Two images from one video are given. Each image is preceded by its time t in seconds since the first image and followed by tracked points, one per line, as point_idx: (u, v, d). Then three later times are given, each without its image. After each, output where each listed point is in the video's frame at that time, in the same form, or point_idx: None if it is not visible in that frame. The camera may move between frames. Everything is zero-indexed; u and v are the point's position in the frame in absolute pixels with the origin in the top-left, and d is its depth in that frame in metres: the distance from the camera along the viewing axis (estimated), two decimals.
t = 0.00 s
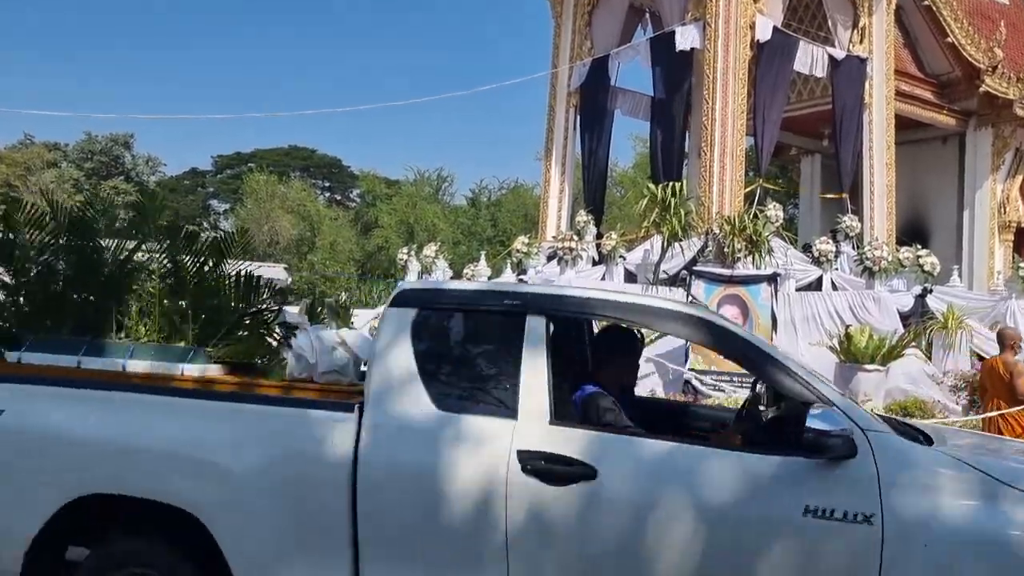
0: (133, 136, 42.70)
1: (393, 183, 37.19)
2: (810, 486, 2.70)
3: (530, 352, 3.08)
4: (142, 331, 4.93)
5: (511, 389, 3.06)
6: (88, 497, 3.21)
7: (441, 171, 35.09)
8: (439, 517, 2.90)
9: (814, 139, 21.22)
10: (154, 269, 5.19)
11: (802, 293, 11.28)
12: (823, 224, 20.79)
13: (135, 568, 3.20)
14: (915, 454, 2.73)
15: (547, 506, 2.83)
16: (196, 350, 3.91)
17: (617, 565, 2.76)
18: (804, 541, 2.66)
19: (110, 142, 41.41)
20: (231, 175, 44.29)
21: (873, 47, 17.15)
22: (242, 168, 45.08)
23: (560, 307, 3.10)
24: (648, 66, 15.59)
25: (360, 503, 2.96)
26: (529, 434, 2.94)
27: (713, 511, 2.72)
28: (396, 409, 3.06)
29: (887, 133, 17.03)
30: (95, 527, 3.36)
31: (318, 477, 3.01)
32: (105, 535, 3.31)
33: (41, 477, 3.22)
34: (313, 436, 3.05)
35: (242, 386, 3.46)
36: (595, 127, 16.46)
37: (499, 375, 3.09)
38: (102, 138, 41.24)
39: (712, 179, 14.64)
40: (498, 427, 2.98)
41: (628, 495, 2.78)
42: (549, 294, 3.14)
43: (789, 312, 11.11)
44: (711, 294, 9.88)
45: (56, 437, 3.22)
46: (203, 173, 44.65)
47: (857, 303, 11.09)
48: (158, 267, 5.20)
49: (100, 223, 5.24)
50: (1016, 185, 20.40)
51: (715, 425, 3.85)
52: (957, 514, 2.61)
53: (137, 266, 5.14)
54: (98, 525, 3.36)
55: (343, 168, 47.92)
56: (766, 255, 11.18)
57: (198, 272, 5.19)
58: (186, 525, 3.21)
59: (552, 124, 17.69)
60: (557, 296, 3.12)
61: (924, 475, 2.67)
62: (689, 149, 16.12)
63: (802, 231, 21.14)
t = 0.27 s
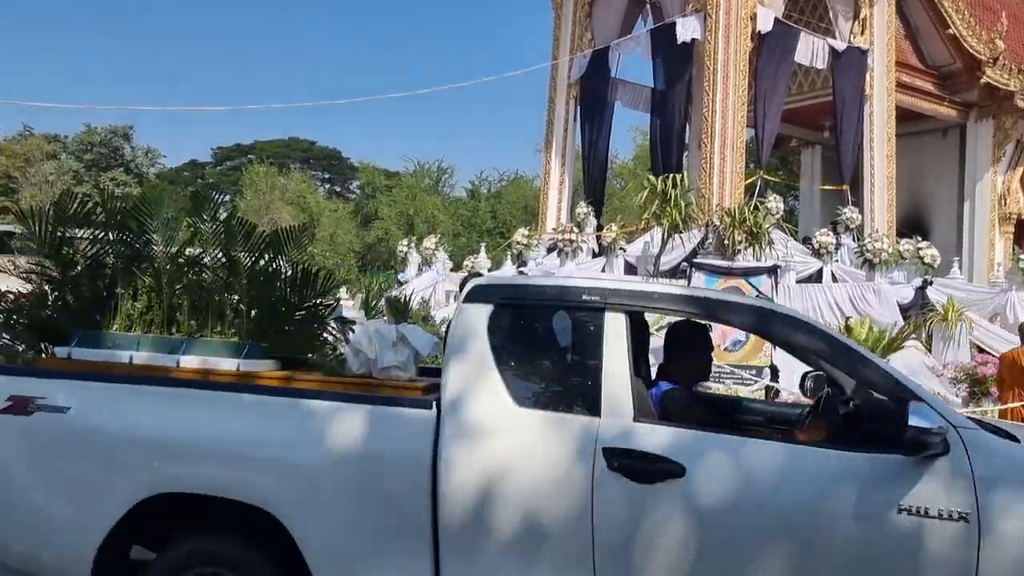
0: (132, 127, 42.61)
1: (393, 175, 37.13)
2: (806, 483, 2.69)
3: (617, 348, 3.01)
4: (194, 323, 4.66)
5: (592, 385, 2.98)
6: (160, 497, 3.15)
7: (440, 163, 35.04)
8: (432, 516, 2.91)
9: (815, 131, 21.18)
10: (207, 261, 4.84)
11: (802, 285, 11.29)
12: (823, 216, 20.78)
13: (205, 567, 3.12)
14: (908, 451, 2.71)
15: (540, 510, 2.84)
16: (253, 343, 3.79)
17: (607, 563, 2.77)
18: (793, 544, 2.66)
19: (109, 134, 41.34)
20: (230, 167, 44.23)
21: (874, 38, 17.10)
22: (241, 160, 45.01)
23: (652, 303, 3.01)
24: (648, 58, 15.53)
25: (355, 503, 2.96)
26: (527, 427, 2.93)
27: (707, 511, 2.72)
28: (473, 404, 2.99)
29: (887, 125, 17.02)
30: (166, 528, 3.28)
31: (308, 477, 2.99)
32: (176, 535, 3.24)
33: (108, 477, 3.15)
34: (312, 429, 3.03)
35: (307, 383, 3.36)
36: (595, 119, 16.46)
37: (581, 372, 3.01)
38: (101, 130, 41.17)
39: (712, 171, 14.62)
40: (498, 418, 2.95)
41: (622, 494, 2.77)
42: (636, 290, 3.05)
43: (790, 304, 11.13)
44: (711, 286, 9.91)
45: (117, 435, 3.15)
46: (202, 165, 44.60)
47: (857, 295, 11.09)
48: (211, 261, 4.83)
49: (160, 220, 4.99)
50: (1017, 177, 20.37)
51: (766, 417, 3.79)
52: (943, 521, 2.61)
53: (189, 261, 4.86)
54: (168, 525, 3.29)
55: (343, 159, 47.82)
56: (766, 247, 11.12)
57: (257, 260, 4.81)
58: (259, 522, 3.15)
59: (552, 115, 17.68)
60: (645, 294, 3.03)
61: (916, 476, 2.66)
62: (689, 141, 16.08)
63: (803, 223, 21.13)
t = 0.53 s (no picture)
0: (132, 122, 42.58)
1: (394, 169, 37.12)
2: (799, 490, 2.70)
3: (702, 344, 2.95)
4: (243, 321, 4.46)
5: (679, 385, 2.92)
6: (232, 498, 3.13)
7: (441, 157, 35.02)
8: (429, 520, 2.93)
9: (817, 125, 21.15)
10: (260, 263, 4.56)
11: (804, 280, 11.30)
12: (824, 211, 20.80)
13: (285, 568, 3.14)
14: (901, 457, 2.73)
15: (534, 515, 2.87)
16: (309, 342, 3.69)
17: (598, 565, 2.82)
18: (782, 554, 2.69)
19: (109, 128, 41.33)
20: (230, 162, 44.25)
21: (875, 32, 17.03)
22: (242, 154, 45.00)
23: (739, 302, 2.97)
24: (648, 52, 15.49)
25: (398, 505, 2.95)
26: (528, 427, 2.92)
27: (700, 516, 2.74)
28: (547, 403, 2.94)
29: (889, 119, 17.01)
30: (240, 528, 3.30)
31: (308, 481, 3.01)
32: (250, 535, 3.24)
33: (180, 476, 3.14)
34: (314, 429, 3.03)
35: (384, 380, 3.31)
36: (596, 113, 16.43)
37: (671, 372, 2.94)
38: (101, 124, 41.16)
39: (714, 166, 14.60)
40: (497, 418, 2.95)
41: (617, 498, 2.80)
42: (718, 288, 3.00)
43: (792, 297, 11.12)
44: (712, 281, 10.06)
45: (180, 435, 3.15)
46: (203, 159, 44.62)
47: (858, 288, 11.11)
48: (268, 259, 4.57)
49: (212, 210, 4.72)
50: (1019, 171, 20.31)
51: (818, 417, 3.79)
52: (925, 525, 2.65)
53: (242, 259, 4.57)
54: (241, 525, 3.30)
55: (343, 154, 47.77)
56: (767, 242, 11.11)
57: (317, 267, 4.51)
58: (342, 522, 3.14)
59: (552, 110, 17.68)
60: (728, 292, 2.99)
61: (907, 485, 2.68)
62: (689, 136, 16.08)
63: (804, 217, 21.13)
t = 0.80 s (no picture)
0: (132, 115, 42.55)
1: (394, 162, 37.11)
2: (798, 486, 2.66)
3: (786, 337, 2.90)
4: (297, 318, 4.34)
5: (767, 384, 2.84)
6: (309, 498, 2.95)
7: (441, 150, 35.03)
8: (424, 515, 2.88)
9: (819, 118, 21.09)
10: (318, 263, 4.45)
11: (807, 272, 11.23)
12: (826, 204, 20.76)
13: (361, 568, 2.95)
14: (899, 451, 2.67)
15: (528, 514, 2.81)
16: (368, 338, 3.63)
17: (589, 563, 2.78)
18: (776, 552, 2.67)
19: (109, 122, 41.33)
20: (231, 156, 44.29)
21: (877, 23, 16.95)
22: (242, 148, 45.01)
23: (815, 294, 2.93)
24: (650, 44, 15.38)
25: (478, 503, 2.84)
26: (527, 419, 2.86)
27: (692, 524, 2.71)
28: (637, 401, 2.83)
29: (891, 111, 17.00)
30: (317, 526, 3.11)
31: (330, 478, 2.89)
32: (326, 535, 3.06)
33: (247, 473, 2.97)
34: (308, 422, 2.93)
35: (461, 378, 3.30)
36: (597, 106, 16.38)
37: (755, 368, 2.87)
38: (101, 118, 41.12)
39: (715, 158, 14.57)
40: (495, 410, 2.88)
41: (613, 497, 2.76)
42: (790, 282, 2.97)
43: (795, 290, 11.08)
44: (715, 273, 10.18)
45: (245, 432, 2.97)
46: (204, 153, 44.65)
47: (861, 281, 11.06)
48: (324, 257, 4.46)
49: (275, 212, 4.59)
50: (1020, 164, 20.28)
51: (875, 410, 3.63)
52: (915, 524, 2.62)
53: (301, 258, 4.46)
54: (318, 524, 3.11)
55: (344, 148, 47.78)
56: (768, 235, 11.10)
57: (375, 261, 4.48)
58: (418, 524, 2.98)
59: (553, 103, 17.67)
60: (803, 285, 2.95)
61: (904, 480, 2.64)
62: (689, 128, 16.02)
63: (805, 211, 21.05)
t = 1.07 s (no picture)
0: (131, 112, 42.52)
1: (394, 157, 37.09)
2: (793, 485, 2.72)
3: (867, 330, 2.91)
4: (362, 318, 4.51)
5: (857, 377, 2.86)
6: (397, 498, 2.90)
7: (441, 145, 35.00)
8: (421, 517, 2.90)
9: (820, 109, 21.06)
10: (381, 264, 4.57)
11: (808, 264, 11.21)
12: (827, 196, 20.77)
13: (451, 569, 2.94)
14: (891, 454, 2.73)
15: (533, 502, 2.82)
16: (429, 334, 3.60)
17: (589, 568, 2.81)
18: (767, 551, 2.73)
19: (108, 118, 41.25)
20: (230, 151, 44.28)
21: (878, 14, 16.88)
22: (242, 144, 44.99)
23: (890, 287, 2.94)
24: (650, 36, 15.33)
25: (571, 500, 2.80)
26: (527, 414, 2.86)
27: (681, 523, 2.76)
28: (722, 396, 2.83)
29: (891, 102, 16.98)
30: (392, 530, 3.08)
31: (420, 478, 2.85)
32: (404, 536, 3.02)
33: (332, 473, 2.91)
34: (306, 423, 2.94)
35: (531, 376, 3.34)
36: (597, 99, 16.34)
37: (843, 362, 2.89)
38: (100, 115, 41.05)
39: (716, 151, 14.55)
40: (497, 405, 2.88)
41: (610, 495, 2.78)
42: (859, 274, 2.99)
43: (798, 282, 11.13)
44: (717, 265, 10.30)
45: (329, 430, 2.91)
46: (204, 149, 44.65)
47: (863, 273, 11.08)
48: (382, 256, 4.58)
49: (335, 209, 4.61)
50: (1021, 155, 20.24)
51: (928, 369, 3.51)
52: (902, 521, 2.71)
53: (365, 261, 4.59)
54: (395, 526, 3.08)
55: (344, 143, 47.74)
56: (769, 227, 11.10)
57: (438, 256, 4.50)
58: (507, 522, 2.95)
59: (553, 96, 17.65)
60: (875, 279, 2.97)
61: (899, 479, 2.72)
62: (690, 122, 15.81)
63: (806, 202, 21.06)
